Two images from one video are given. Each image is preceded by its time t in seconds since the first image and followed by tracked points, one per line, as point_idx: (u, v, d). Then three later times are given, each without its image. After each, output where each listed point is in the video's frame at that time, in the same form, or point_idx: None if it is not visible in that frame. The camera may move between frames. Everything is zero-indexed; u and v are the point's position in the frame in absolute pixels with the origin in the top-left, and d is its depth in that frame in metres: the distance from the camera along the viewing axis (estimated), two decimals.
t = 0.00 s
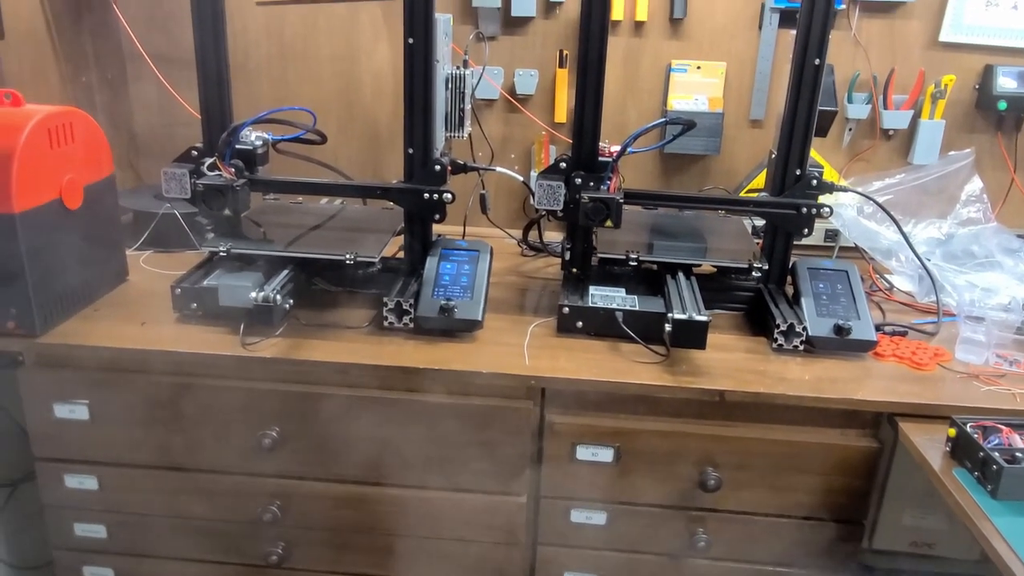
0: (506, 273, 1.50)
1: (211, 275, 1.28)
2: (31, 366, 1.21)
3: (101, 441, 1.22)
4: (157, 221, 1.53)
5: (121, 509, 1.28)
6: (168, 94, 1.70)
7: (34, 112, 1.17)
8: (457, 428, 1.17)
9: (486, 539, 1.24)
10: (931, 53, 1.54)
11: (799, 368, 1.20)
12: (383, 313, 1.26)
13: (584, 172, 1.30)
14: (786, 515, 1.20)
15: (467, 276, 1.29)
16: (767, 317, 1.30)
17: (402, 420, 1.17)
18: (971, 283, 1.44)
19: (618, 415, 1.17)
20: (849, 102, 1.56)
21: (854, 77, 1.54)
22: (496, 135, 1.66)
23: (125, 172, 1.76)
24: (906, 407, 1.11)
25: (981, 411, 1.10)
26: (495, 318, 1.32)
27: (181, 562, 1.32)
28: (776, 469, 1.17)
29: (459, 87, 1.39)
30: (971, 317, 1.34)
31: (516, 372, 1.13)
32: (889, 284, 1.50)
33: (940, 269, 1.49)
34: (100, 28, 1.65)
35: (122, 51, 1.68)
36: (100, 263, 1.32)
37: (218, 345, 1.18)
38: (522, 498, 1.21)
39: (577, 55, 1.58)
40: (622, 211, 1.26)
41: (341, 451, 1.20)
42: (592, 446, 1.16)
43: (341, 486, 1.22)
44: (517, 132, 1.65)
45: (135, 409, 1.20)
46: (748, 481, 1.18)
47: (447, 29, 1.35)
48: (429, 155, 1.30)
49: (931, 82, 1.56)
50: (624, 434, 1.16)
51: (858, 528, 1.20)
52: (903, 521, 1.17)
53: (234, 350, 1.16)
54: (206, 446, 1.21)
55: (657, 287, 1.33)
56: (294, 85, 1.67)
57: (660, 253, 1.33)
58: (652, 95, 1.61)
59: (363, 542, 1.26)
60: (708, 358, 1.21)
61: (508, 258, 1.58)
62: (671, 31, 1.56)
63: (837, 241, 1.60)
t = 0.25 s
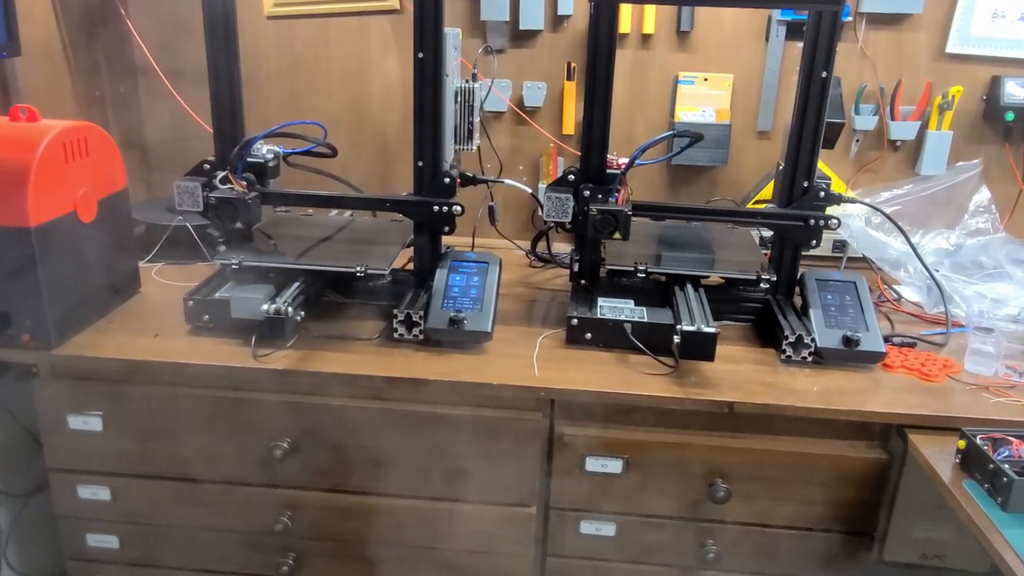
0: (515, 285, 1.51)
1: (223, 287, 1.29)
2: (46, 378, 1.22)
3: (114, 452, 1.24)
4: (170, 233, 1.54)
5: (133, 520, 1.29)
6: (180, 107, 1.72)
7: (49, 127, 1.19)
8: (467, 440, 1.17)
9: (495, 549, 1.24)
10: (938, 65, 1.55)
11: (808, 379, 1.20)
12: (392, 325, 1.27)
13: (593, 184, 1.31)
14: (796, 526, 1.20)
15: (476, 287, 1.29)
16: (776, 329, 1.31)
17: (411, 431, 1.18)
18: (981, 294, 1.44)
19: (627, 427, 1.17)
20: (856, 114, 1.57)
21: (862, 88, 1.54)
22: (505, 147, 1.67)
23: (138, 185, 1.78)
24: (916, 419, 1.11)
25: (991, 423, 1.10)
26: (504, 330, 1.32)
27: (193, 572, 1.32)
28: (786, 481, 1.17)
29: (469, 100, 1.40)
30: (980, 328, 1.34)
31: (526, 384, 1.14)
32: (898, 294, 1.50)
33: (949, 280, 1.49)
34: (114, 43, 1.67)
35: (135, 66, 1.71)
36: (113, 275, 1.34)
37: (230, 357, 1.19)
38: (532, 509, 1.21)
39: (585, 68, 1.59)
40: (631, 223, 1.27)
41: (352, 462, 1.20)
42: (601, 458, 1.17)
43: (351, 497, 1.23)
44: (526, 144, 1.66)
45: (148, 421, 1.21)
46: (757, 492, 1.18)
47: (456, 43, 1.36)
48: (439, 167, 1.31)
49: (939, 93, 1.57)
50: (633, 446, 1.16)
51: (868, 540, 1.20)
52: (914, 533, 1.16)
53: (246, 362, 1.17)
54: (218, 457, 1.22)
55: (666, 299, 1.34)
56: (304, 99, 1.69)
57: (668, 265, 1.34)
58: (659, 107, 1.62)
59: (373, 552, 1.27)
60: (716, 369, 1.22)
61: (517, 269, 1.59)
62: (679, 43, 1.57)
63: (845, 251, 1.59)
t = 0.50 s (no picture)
0: (524, 294, 1.51)
1: (234, 298, 1.30)
2: (58, 388, 1.23)
3: (125, 462, 1.24)
4: (181, 243, 1.55)
5: (145, 529, 1.29)
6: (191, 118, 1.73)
7: (62, 139, 1.20)
8: (476, 450, 1.18)
9: (505, 559, 1.24)
10: (946, 73, 1.55)
11: (818, 389, 1.20)
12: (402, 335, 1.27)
13: (601, 194, 1.31)
14: (807, 536, 1.20)
15: (485, 297, 1.30)
16: (785, 338, 1.31)
17: (421, 441, 1.18)
18: (992, 303, 1.43)
19: (637, 437, 1.17)
20: (864, 123, 1.57)
21: (870, 97, 1.55)
22: (513, 157, 1.68)
23: (149, 196, 1.80)
24: (927, 429, 1.11)
25: (1003, 433, 1.09)
26: (513, 339, 1.33)
27: None
28: (797, 491, 1.16)
29: (477, 111, 1.41)
30: (991, 337, 1.34)
31: (535, 394, 1.14)
32: (907, 304, 1.50)
33: (959, 290, 1.48)
34: (125, 56, 1.69)
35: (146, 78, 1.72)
36: (125, 286, 1.35)
37: (241, 367, 1.19)
38: (542, 519, 1.21)
39: (593, 78, 1.60)
40: (639, 233, 1.27)
41: (362, 472, 1.21)
42: (611, 468, 1.17)
43: (361, 507, 1.23)
44: (534, 154, 1.67)
45: (159, 431, 1.21)
46: (767, 502, 1.18)
47: (465, 54, 1.37)
48: (449, 177, 1.31)
49: (947, 102, 1.57)
50: (643, 456, 1.16)
51: (880, 551, 1.19)
52: (926, 543, 1.17)
53: (257, 372, 1.18)
54: (228, 467, 1.23)
55: (675, 308, 1.34)
56: (313, 110, 1.70)
57: (677, 275, 1.34)
58: (667, 117, 1.63)
59: (383, 562, 1.27)
60: (726, 379, 1.22)
61: (525, 279, 1.59)
62: (686, 53, 1.58)
63: (854, 260, 1.61)
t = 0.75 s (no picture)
0: (533, 305, 1.52)
1: (245, 309, 1.30)
2: (71, 399, 1.24)
3: (137, 473, 1.25)
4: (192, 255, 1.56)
5: (155, 540, 1.29)
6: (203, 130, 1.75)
7: (76, 152, 1.20)
8: (486, 461, 1.18)
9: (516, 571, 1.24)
10: (955, 84, 1.55)
11: (829, 401, 1.20)
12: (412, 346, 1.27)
13: (611, 206, 1.31)
14: (818, 549, 1.19)
15: (495, 308, 1.30)
16: (796, 349, 1.30)
17: (431, 453, 1.18)
18: (1003, 314, 1.43)
19: (647, 449, 1.17)
20: (873, 133, 1.57)
21: (879, 108, 1.54)
22: (522, 168, 1.68)
23: (160, 207, 1.81)
24: (939, 442, 1.11)
25: (1017, 446, 1.08)
26: (523, 351, 1.33)
27: None
28: (809, 503, 1.16)
29: (487, 123, 1.41)
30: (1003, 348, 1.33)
31: (546, 405, 1.14)
32: (918, 314, 1.50)
33: (969, 300, 1.48)
34: (138, 69, 1.70)
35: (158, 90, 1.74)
36: (136, 298, 1.35)
37: (252, 378, 1.20)
38: (552, 531, 1.21)
39: (602, 89, 1.60)
40: (649, 244, 1.27)
41: (372, 484, 1.21)
42: (622, 480, 1.16)
43: (371, 518, 1.23)
44: (543, 165, 1.68)
45: (170, 442, 1.22)
46: (779, 514, 1.17)
47: (475, 66, 1.37)
48: (459, 189, 1.31)
49: (957, 112, 1.56)
50: (653, 467, 1.16)
51: (892, 564, 1.19)
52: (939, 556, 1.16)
53: (268, 384, 1.18)
54: (239, 478, 1.23)
55: (685, 319, 1.34)
56: (323, 121, 1.71)
57: (687, 286, 1.34)
58: (676, 128, 1.63)
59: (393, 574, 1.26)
60: (737, 391, 1.21)
61: (535, 290, 1.59)
62: (695, 64, 1.58)
63: (863, 271, 1.60)
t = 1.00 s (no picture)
0: (538, 307, 1.52)
1: (250, 311, 1.31)
2: (77, 401, 1.24)
3: (142, 475, 1.25)
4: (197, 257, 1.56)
5: (160, 542, 1.30)
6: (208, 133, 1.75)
7: (82, 155, 1.20)
8: (491, 463, 1.18)
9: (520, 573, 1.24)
10: (960, 86, 1.54)
11: (834, 403, 1.20)
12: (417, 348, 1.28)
13: (615, 208, 1.31)
14: (824, 551, 1.19)
15: (500, 310, 1.30)
16: (801, 351, 1.30)
17: (436, 455, 1.18)
18: (1008, 316, 1.44)
19: (652, 451, 1.17)
20: (878, 135, 1.57)
21: (884, 110, 1.54)
22: (527, 170, 1.68)
23: (166, 210, 1.82)
24: (945, 444, 1.10)
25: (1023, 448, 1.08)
26: (528, 353, 1.33)
27: None
28: (814, 505, 1.16)
29: (492, 125, 1.42)
30: (1008, 350, 1.33)
31: (550, 407, 1.14)
32: (923, 316, 1.50)
33: (975, 302, 1.49)
34: (144, 72, 1.71)
35: (164, 93, 1.75)
36: (142, 300, 1.36)
37: (258, 380, 1.20)
38: (557, 533, 1.21)
39: (606, 91, 1.60)
40: (654, 246, 1.27)
41: (377, 485, 1.21)
42: (626, 482, 1.16)
43: (376, 520, 1.23)
44: (547, 167, 1.68)
45: (176, 444, 1.22)
46: (784, 516, 1.17)
47: (480, 69, 1.38)
48: (463, 191, 1.32)
49: (962, 114, 1.56)
50: (658, 470, 1.16)
51: (897, 567, 1.18)
52: (944, 559, 1.15)
53: (273, 385, 1.18)
54: (244, 479, 1.23)
55: (690, 321, 1.34)
56: (329, 124, 1.71)
57: (691, 288, 1.34)
58: (680, 130, 1.63)
59: None
60: (742, 393, 1.21)
61: (539, 292, 1.59)
62: (700, 66, 1.58)
63: (868, 273, 1.60)
